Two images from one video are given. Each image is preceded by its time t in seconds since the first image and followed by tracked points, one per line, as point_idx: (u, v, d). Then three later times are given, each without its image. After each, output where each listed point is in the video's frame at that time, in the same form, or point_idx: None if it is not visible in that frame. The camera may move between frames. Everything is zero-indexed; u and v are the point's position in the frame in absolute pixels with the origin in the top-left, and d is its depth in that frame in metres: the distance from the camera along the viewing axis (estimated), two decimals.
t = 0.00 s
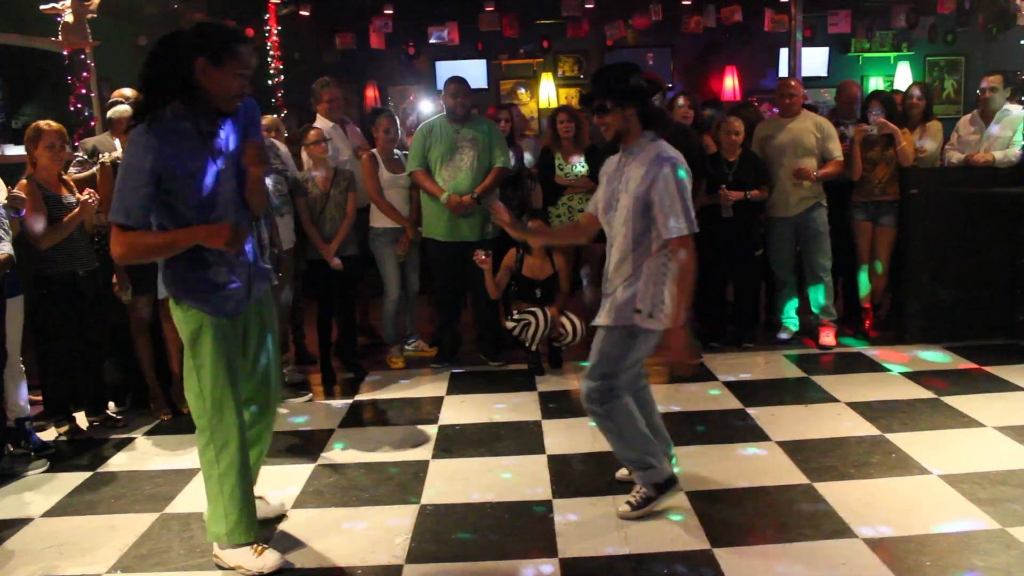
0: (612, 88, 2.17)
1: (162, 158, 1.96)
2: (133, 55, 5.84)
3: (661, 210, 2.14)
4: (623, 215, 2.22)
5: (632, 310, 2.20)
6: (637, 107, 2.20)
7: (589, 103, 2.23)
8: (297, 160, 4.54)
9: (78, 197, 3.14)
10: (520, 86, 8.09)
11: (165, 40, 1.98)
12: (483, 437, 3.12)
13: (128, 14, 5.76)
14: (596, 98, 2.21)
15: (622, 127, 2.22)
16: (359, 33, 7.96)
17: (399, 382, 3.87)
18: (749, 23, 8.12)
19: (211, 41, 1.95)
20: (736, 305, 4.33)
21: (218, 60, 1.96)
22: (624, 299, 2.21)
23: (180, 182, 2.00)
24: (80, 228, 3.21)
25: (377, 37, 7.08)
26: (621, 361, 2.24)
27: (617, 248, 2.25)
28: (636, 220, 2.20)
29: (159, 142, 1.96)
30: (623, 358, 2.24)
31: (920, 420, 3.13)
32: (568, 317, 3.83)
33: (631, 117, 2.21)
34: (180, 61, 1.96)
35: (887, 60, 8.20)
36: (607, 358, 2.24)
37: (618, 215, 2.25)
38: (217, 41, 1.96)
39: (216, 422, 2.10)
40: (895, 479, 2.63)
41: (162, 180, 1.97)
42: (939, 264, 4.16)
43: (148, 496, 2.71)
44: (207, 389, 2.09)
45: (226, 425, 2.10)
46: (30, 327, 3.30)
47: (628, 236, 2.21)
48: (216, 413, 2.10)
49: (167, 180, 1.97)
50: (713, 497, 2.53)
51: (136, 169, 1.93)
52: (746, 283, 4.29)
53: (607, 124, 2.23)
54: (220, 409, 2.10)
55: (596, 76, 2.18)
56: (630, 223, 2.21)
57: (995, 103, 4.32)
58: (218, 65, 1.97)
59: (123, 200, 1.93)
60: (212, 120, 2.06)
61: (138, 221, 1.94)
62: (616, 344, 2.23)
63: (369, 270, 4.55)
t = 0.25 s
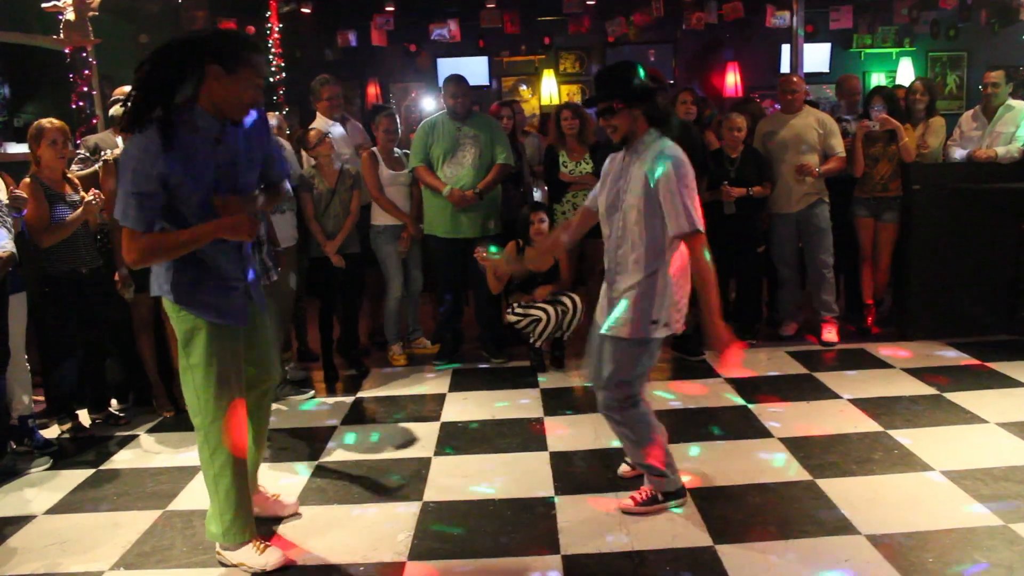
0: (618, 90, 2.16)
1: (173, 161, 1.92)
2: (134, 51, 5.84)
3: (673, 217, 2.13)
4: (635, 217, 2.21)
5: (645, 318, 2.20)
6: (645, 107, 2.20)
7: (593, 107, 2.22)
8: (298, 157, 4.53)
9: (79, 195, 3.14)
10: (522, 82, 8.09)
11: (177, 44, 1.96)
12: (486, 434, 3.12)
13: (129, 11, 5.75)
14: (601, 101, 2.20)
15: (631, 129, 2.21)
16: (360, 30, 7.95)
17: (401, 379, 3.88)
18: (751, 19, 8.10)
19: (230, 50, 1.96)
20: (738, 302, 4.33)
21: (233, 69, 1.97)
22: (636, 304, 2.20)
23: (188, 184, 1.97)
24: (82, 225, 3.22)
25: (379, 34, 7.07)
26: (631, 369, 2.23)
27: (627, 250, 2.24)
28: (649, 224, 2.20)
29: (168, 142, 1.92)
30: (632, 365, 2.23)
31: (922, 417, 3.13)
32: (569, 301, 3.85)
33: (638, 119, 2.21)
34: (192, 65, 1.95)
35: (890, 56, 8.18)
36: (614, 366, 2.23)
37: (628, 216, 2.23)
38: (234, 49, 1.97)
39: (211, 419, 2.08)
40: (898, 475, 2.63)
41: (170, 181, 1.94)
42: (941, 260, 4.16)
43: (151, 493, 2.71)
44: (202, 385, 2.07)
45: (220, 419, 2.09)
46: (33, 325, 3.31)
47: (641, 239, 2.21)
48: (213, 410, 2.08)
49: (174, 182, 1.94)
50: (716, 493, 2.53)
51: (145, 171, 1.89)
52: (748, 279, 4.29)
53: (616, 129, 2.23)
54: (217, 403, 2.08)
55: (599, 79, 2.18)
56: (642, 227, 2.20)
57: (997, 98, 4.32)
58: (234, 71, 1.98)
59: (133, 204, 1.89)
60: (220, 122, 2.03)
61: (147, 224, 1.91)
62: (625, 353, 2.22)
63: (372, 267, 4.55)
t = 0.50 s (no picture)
0: (618, 95, 1.96)
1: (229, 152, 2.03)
2: (135, 49, 5.84)
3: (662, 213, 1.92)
4: (632, 214, 2.01)
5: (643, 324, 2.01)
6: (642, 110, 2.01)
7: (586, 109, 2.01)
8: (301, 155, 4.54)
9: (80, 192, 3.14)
10: (523, 81, 8.09)
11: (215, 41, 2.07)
12: (487, 433, 3.12)
13: (131, 9, 5.75)
14: (594, 106, 1.99)
15: (627, 135, 2.01)
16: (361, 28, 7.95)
17: (402, 377, 3.88)
18: (753, 18, 8.10)
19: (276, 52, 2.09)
20: (739, 302, 4.33)
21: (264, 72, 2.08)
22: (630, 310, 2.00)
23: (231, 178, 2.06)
24: (83, 223, 3.22)
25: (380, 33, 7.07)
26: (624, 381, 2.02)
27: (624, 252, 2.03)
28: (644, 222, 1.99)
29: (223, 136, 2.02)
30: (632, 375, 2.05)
31: (923, 417, 3.12)
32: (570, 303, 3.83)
33: (633, 122, 2.01)
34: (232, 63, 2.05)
35: (891, 56, 8.18)
36: (613, 381, 2.02)
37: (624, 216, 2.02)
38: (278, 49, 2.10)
39: (229, 417, 2.10)
40: (900, 476, 2.62)
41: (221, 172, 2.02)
42: (942, 261, 4.15)
43: (152, 491, 2.71)
44: (220, 382, 2.09)
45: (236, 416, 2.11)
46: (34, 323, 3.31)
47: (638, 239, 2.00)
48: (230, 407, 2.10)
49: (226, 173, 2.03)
50: (716, 493, 2.53)
51: (208, 157, 1.97)
52: (749, 279, 4.29)
53: (611, 134, 2.02)
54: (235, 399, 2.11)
55: (593, 81, 1.97)
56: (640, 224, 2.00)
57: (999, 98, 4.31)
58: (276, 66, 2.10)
59: (194, 183, 1.94)
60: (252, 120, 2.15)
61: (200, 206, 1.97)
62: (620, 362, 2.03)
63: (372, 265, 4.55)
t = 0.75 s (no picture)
0: (602, 84, 1.87)
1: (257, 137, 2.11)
2: (137, 47, 5.84)
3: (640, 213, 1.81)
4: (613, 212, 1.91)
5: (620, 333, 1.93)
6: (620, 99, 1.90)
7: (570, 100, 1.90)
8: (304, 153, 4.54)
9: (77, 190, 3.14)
10: (525, 81, 8.09)
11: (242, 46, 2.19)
12: (487, 432, 3.12)
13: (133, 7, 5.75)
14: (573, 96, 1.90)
15: (614, 127, 1.90)
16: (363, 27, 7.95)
17: (402, 376, 3.88)
18: (755, 19, 8.10)
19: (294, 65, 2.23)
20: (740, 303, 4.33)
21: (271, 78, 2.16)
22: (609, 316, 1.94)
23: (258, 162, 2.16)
24: (84, 220, 3.22)
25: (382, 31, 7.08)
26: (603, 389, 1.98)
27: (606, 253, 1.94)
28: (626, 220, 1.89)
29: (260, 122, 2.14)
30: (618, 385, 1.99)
31: (923, 418, 3.12)
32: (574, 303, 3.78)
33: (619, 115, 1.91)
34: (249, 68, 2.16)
35: (893, 57, 8.18)
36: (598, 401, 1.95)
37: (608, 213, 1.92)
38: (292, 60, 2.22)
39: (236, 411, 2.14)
40: (899, 477, 2.62)
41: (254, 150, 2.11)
42: (942, 262, 4.15)
43: (151, 489, 2.71)
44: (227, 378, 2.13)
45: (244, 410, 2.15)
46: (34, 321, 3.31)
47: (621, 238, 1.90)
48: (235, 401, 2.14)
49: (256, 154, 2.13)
50: (716, 493, 2.53)
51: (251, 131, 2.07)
52: (750, 280, 4.29)
53: (596, 127, 1.89)
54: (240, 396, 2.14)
55: (577, 68, 1.89)
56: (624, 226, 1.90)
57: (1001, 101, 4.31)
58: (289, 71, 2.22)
59: (237, 148, 2.03)
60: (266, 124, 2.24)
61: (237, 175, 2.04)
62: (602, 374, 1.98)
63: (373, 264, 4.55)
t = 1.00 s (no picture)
0: (599, 73, 1.53)
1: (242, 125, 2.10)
2: (141, 49, 5.85)
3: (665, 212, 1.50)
4: (609, 216, 1.56)
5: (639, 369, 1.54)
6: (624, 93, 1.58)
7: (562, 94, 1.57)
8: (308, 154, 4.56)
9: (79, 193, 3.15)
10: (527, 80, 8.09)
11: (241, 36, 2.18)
12: (492, 432, 3.12)
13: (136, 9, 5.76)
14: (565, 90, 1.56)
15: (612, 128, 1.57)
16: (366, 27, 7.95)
17: (406, 376, 3.88)
18: (757, 18, 8.10)
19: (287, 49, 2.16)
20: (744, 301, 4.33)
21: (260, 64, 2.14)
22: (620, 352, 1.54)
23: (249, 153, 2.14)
24: (87, 222, 3.23)
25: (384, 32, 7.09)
26: (636, 450, 1.53)
27: (595, 270, 1.59)
28: (629, 226, 1.55)
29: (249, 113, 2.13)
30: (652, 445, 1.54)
31: (928, 416, 3.12)
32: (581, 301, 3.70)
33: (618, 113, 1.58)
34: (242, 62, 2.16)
35: (895, 55, 8.17)
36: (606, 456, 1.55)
37: (597, 217, 1.58)
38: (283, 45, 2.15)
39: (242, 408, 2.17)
40: (905, 475, 2.62)
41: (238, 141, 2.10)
42: (947, 260, 4.14)
43: (157, 490, 2.72)
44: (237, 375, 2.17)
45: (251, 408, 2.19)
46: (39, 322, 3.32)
47: (618, 247, 1.56)
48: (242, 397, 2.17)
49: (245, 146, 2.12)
50: (721, 493, 2.53)
51: (229, 122, 2.06)
52: (754, 278, 4.29)
53: (593, 124, 1.56)
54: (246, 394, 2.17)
55: (567, 59, 1.57)
56: (625, 235, 1.55)
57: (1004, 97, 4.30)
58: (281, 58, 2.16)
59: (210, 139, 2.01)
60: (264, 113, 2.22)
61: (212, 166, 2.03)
62: (626, 431, 1.53)
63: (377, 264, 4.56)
